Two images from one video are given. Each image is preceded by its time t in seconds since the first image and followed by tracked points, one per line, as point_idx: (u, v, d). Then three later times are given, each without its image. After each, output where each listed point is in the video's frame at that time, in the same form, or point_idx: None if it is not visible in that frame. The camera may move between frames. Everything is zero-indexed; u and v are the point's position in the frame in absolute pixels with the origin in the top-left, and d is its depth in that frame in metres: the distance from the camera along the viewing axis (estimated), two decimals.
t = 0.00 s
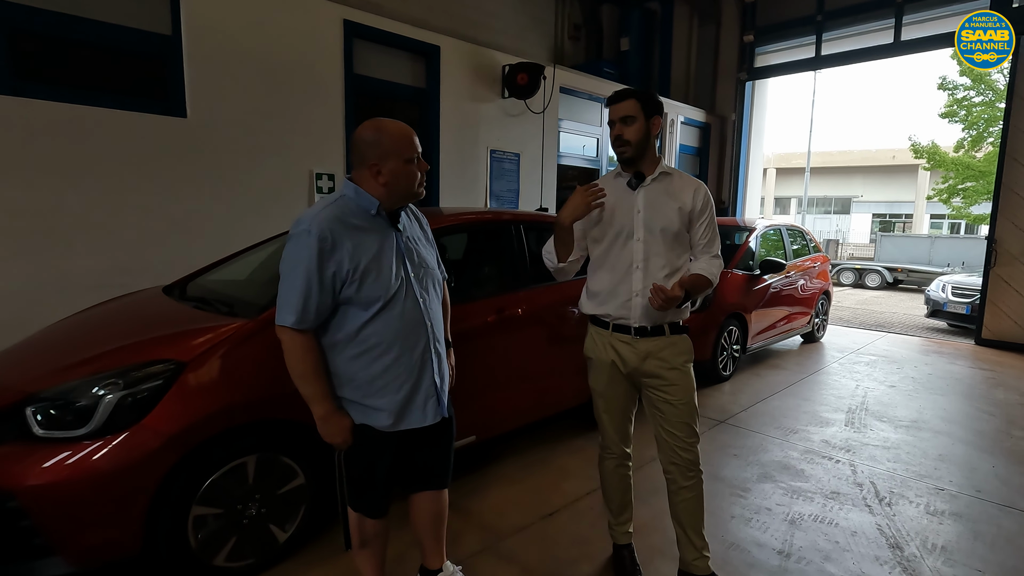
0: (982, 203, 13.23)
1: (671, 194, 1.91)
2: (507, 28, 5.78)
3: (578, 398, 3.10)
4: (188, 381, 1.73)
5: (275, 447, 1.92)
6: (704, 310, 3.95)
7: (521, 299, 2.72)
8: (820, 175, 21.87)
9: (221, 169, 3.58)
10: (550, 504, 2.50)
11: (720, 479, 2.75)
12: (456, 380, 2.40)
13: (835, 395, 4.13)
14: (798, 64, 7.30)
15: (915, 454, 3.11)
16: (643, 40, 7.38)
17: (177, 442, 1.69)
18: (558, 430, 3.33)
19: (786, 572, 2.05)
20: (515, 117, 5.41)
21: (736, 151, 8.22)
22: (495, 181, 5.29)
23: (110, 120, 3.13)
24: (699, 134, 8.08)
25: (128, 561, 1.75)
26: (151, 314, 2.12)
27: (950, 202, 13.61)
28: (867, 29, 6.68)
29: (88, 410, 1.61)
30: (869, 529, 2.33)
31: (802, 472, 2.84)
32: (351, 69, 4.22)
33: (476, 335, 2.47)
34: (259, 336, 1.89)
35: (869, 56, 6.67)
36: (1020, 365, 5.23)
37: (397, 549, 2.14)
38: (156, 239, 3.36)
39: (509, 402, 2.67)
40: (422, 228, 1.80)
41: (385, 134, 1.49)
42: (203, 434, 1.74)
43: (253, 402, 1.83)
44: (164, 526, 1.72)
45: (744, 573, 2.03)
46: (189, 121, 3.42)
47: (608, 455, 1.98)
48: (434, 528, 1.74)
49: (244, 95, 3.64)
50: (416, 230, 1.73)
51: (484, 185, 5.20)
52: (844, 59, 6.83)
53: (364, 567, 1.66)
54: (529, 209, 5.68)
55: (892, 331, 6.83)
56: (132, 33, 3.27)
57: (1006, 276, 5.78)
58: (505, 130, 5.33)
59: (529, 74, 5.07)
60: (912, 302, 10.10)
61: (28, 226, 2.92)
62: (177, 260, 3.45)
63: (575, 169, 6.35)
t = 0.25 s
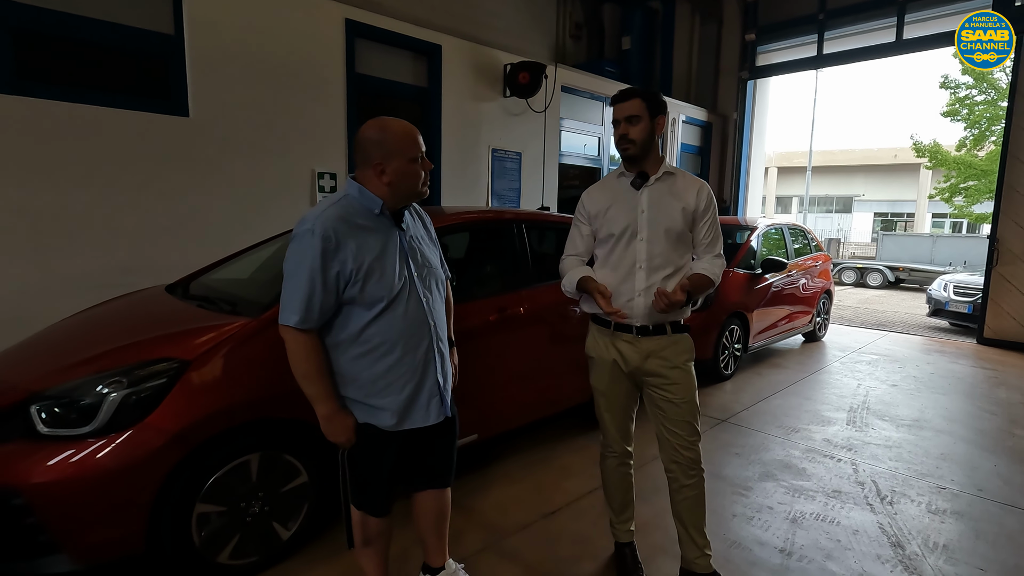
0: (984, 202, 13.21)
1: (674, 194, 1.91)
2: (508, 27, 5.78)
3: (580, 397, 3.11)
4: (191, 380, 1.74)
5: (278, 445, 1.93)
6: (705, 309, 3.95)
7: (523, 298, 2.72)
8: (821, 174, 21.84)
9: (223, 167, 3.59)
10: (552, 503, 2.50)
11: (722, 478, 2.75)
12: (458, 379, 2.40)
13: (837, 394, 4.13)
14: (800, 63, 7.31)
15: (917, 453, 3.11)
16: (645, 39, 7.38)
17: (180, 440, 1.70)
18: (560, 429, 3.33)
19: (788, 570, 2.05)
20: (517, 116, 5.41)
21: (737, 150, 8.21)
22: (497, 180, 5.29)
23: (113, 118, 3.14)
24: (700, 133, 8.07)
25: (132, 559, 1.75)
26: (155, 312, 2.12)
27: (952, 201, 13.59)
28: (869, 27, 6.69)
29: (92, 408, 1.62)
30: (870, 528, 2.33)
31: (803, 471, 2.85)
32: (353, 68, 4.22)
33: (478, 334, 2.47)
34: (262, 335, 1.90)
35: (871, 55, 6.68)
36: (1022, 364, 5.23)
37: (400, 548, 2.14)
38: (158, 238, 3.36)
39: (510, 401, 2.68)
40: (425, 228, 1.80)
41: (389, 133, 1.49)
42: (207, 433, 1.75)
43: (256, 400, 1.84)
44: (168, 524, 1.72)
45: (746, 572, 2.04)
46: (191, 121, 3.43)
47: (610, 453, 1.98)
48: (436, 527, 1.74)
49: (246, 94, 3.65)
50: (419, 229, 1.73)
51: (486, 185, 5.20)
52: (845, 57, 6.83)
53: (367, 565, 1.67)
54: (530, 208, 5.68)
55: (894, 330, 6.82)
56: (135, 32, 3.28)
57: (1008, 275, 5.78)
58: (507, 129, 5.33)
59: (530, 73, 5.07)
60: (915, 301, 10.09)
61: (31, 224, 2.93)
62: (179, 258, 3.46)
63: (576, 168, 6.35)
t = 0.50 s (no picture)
0: (985, 200, 13.20)
1: (673, 191, 1.91)
2: (509, 25, 5.78)
3: (580, 395, 3.11)
4: (193, 378, 1.74)
5: (280, 443, 1.94)
6: (706, 308, 3.96)
7: (524, 296, 2.72)
8: (822, 172, 21.82)
9: (224, 166, 3.59)
10: (552, 501, 2.51)
11: (722, 476, 2.75)
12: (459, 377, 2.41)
13: (837, 392, 4.14)
14: (801, 61, 7.30)
15: (917, 451, 3.11)
16: (646, 37, 7.37)
17: (182, 438, 1.70)
18: (561, 427, 3.34)
19: (787, 567, 2.05)
20: (517, 115, 5.41)
21: (738, 148, 8.20)
22: (497, 178, 5.29)
23: (114, 117, 3.14)
24: (701, 132, 8.07)
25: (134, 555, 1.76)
26: (156, 310, 2.13)
27: (953, 199, 13.58)
28: (871, 26, 6.69)
29: (94, 405, 1.62)
30: (870, 525, 2.34)
31: (803, 469, 2.85)
32: (353, 66, 4.22)
33: (479, 332, 2.47)
34: (264, 333, 1.91)
35: (872, 54, 6.69)
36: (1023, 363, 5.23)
37: (401, 545, 2.15)
38: (159, 236, 3.37)
39: (511, 399, 2.68)
40: (426, 226, 1.81)
41: (390, 132, 1.50)
42: (209, 430, 1.75)
43: (258, 398, 1.85)
44: (170, 521, 1.73)
45: (746, 569, 2.04)
46: (192, 119, 3.43)
47: (610, 450, 1.99)
48: (437, 525, 1.75)
49: (247, 92, 3.65)
50: (421, 227, 1.74)
51: (487, 183, 5.20)
52: (846, 56, 6.83)
53: (369, 562, 1.67)
54: (531, 206, 5.68)
55: (894, 328, 6.82)
56: (135, 31, 3.28)
57: (1008, 274, 5.78)
58: (507, 127, 5.33)
59: (531, 71, 5.07)
60: (915, 299, 10.09)
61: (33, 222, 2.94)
62: (181, 257, 3.47)
63: (577, 167, 6.34)
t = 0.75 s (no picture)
0: (985, 199, 13.20)
1: (673, 189, 1.92)
2: (509, 24, 5.78)
3: (581, 393, 3.12)
4: (194, 376, 1.75)
5: (281, 440, 1.94)
6: (705, 306, 3.96)
7: (524, 294, 2.73)
8: (822, 171, 21.82)
9: (224, 164, 3.59)
10: (553, 498, 2.51)
11: (722, 473, 2.76)
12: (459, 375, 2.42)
13: (837, 390, 4.15)
14: (801, 60, 7.30)
15: (916, 449, 3.12)
16: (646, 36, 7.37)
17: (184, 435, 1.71)
18: (561, 425, 3.35)
19: (787, 564, 2.06)
20: (517, 113, 5.41)
21: (738, 147, 8.20)
22: (497, 177, 5.30)
23: (114, 115, 3.15)
24: (701, 130, 8.07)
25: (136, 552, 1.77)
26: (158, 308, 2.14)
27: (953, 198, 13.59)
28: (871, 24, 6.69)
29: (96, 402, 1.63)
30: (870, 522, 2.35)
31: (803, 466, 2.86)
32: (354, 64, 4.22)
33: (480, 330, 2.48)
34: (265, 331, 1.91)
35: (872, 52, 6.69)
36: (1022, 361, 5.24)
37: (402, 542, 2.16)
38: (160, 234, 3.37)
39: (511, 397, 2.69)
40: (427, 223, 1.81)
41: (391, 129, 1.50)
42: (211, 427, 1.76)
43: (259, 395, 1.85)
44: (172, 517, 1.74)
45: (746, 566, 2.05)
46: (193, 118, 3.44)
47: (610, 447, 2.00)
48: (438, 522, 1.76)
49: (247, 90, 3.66)
50: (422, 224, 1.74)
51: (487, 182, 5.21)
52: (846, 54, 6.84)
53: (371, 559, 1.68)
54: (531, 204, 5.68)
55: (894, 327, 6.83)
56: (136, 29, 3.28)
57: (1008, 272, 5.79)
58: (508, 126, 5.33)
59: (531, 70, 5.07)
60: (915, 298, 10.10)
61: (34, 221, 2.95)
62: (181, 255, 3.47)
63: (577, 165, 6.35)
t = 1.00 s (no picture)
0: (984, 198, 13.21)
1: (673, 187, 1.92)
2: (509, 22, 5.78)
3: (580, 391, 3.12)
4: (195, 374, 1.75)
5: (282, 438, 1.95)
6: (705, 305, 3.97)
7: (524, 293, 2.73)
8: (822, 170, 21.83)
9: (224, 163, 3.59)
10: (552, 496, 2.52)
11: (721, 471, 2.77)
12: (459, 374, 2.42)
13: (836, 389, 4.15)
14: (800, 59, 7.31)
15: (915, 447, 3.13)
16: (646, 34, 7.37)
17: (185, 433, 1.71)
18: (561, 423, 3.35)
19: (786, 561, 2.07)
20: (517, 112, 5.42)
21: (738, 146, 8.20)
22: (497, 176, 5.30)
23: (115, 114, 3.15)
24: (701, 129, 8.07)
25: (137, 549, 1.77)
26: (159, 306, 2.14)
27: (953, 197, 13.59)
28: (871, 23, 6.69)
29: (97, 400, 1.63)
30: (869, 520, 2.36)
31: (802, 464, 2.87)
32: (354, 63, 4.22)
33: (480, 328, 2.49)
34: (266, 329, 1.92)
35: (872, 51, 6.70)
36: (1022, 359, 5.25)
37: (402, 540, 2.16)
38: (160, 233, 3.38)
39: (511, 395, 2.69)
40: (427, 220, 1.82)
41: (376, 121, 1.51)
42: (211, 425, 1.76)
43: (260, 393, 1.86)
44: (173, 515, 1.74)
45: (745, 564, 2.05)
46: (193, 117, 3.44)
47: (610, 446, 2.00)
48: (438, 520, 1.76)
49: (247, 88, 3.66)
50: (421, 221, 1.75)
51: (487, 180, 5.21)
52: (846, 53, 6.84)
53: (371, 556, 1.69)
54: (531, 203, 5.68)
55: (894, 326, 6.83)
56: (137, 28, 3.28)
57: (1007, 271, 5.79)
58: (507, 124, 5.33)
59: (531, 68, 5.07)
60: (915, 297, 10.10)
61: (34, 219, 2.95)
62: (181, 254, 3.47)
63: (577, 164, 6.35)
